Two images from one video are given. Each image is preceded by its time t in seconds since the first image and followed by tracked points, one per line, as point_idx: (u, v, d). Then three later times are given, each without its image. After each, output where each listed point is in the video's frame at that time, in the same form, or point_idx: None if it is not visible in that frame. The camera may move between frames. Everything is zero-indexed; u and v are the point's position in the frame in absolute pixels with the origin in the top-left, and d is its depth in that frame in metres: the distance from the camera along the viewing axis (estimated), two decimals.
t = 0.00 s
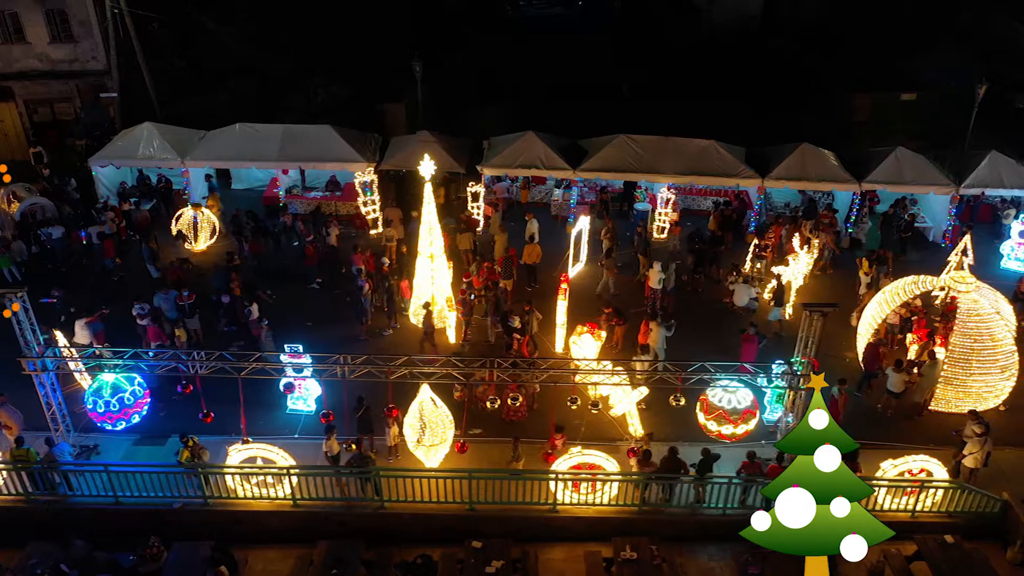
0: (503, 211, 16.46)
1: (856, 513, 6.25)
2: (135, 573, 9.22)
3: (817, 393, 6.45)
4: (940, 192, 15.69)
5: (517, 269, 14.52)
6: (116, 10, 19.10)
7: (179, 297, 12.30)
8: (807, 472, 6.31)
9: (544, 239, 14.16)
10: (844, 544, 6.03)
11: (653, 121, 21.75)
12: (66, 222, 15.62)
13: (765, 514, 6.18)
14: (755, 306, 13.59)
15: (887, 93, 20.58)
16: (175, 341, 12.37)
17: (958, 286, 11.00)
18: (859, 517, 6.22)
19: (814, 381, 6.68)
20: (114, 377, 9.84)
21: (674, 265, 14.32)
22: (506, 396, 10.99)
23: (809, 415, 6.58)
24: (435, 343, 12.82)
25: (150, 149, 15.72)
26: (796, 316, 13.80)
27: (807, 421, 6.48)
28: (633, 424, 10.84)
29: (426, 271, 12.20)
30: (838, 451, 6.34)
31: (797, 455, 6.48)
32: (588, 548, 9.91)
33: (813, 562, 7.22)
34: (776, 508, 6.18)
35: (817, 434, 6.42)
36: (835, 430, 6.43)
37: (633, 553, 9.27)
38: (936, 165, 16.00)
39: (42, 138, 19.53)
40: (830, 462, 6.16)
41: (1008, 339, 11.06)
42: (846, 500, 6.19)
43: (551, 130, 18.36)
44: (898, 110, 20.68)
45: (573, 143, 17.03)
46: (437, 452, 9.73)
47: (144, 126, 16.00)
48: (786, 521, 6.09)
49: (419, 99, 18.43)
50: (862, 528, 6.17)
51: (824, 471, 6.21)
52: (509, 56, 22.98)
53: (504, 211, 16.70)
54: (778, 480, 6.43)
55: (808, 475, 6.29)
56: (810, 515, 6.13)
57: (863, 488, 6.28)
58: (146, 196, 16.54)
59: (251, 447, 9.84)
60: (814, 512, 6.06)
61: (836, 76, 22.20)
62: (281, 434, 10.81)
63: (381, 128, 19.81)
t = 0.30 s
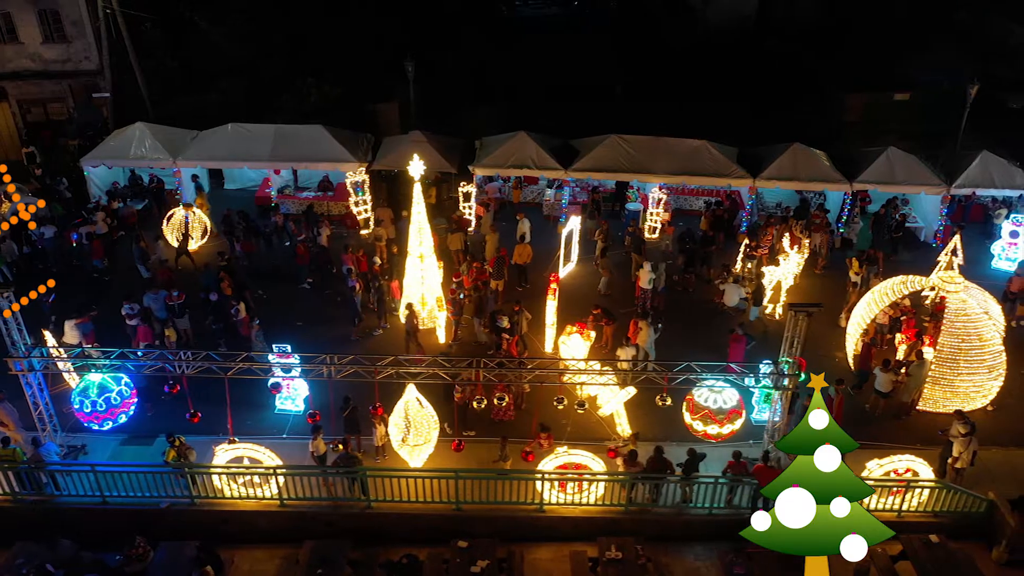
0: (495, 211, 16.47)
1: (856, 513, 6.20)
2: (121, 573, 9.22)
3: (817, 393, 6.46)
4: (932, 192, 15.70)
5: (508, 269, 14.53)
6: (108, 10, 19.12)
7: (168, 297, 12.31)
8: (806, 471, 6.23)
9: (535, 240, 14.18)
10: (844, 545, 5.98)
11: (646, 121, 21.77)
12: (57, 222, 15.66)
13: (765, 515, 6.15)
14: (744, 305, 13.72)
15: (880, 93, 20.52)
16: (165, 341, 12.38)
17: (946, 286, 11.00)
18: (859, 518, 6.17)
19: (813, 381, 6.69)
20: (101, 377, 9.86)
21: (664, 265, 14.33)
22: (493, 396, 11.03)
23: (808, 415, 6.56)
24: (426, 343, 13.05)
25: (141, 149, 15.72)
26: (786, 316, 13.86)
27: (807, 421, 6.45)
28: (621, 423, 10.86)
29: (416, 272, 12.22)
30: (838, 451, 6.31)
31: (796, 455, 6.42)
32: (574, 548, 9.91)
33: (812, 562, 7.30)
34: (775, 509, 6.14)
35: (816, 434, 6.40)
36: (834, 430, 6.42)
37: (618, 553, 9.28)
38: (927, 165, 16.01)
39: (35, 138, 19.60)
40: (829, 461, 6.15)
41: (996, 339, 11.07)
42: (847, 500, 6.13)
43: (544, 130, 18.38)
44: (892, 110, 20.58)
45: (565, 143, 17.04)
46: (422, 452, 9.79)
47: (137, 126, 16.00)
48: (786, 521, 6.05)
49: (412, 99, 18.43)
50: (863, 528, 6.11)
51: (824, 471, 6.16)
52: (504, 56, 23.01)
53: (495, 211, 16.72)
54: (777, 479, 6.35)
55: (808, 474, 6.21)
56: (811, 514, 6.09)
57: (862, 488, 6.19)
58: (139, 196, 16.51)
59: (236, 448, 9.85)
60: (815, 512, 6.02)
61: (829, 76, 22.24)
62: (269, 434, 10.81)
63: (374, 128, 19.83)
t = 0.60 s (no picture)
0: (485, 211, 16.48)
1: (857, 513, 6.40)
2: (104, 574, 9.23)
3: (818, 394, 6.63)
4: (921, 192, 15.71)
5: (497, 269, 14.54)
6: (100, 10, 19.17)
7: (156, 297, 12.32)
8: (806, 471, 6.40)
9: (523, 240, 14.20)
10: (844, 545, 6.22)
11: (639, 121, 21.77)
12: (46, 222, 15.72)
13: (766, 515, 6.36)
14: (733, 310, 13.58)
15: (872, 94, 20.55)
16: (152, 341, 12.40)
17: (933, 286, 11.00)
18: (859, 518, 6.37)
19: (814, 382, 6.85)
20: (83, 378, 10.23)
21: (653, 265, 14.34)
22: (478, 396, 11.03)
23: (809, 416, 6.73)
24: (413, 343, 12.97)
25: (132, 149, 15.72)
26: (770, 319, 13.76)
27: (807, 421, 6.60)
28: (607, 423, 10.85)
29: (403, 271, 12.20)
30: (838, 451, 6.48)
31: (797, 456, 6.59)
32: (558, 548, 9.93)
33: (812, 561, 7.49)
34: (775, 508, 6.36)
35: (817, 434, 6.55)
36: (835, 430, 6.56)
37: (601, 552, 9.29)
38: (917, 165, 16.02)
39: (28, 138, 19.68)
40: (829, 461, 6.33)
41: (982, 339, 11.08)
42: (846, 500, 6.33)
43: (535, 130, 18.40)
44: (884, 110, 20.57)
45: (555, 143, 17.05)
46: (405, 452, 9.82)
47: (127, 126, 15.99)
48: (785, 520, 6.27)
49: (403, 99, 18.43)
50: (862, 528, 6.33)
51: (823, 471, 6.35)
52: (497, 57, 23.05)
53: (486, 211, 16.73)
54: (777, 479, 6.51)
55: (807, 474, 6.39)
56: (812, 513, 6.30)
57: (862, 488, 6.39)
58: (129, 196, 16.53)
59: (221, 448, 9.81)
60: (814, 512, 6.24)
61: (822, 76, 22.25)
62: (255, 434, 10.81)
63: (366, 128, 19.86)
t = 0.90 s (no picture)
0: (477, 212, 16.48)
1: (857, 513, 6.29)
2: (92, 573, 9.24)
3: (818, 393, 6.54)
4: (913, 192, 15.72)
5: (488, 269, 14.54)
6: (93, 10, 19.17)
7: (147, 297, 12.30)
8: (805, 471, 6.30)
9: (515, 240, 14.22)
10: (844, 544, 6.12)
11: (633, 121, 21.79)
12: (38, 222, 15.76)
13: (764, 515, 6.28)
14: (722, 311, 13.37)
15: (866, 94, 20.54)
16: (143, 341, 12.39)
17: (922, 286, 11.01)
18: (859, 518, 6.25)
19: (814, 383, 6.77)
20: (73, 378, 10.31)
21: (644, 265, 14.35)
22: (466, 396, 11.03)
23: (808, 415, 6.63)
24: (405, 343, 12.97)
25: (124, 149, 15.71)
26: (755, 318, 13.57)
27: (807, 421, 6.51)
28: (596, 423, 10.87)
29: (394, 271, 12.20)
30: (838, 451, 6.38)
31: (796, 456, 6.47)
32: (545, 548, 9.93)
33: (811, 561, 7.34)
34: (775, 508, 6.27)
35: (816, 434, 6.46)
36: (835, 430, 6.49)
37: (587, 552, 9.29)
38: (909, 166, 16.04)
39: (21, 138, 19.71)
40: (830, 461, 6.21)
41: (970, 340, 11.09)
42: (846, 501, 6.22)
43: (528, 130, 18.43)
44: (880, 111, 20.39)
45: (548, 143, 17.06)
46: (393, 451, 9.84)
47: (120, 126, 15.99)
48: (786, 520, 6.16)
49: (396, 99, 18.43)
50: (864, 528, 6.21)
51: (824, 471, 6.23)
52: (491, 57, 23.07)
53: (478, 211, 16.73)
54: (776, 479, 6.41)
55: (807, 474, 6.28)
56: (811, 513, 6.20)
57: (862, 488, 6.27)
58: (122, 196, 16.56)
59: (208, 448, 9.85)
60: (815, 512, 6.14)
61: (816, 76, 22.25)
62: (244, 434, 10.83)
63: (360, 128, 19.88)
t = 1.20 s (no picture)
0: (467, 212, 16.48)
1: (857, 513, 6.42)
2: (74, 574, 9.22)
3: (817, 393, 6.59)
4: (902, 192, 15.73)
5: (477, 269, 14.54)
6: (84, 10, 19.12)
7: (135, 297, 12.34)
8: (805, 471, 6.42)
9: (504, 241, 14.24)
10: (844, 544, 6.24)
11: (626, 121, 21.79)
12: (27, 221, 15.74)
13: (763, 515, 6.37)
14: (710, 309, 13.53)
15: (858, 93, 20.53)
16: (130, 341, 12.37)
17: (907, 286, 11.03)
18: (859, 518, 6.39)
19: (813, 381, 6.84)
20: (57, 379, 10.31)
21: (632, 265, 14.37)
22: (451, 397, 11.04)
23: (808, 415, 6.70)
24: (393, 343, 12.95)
25: (114, 150, 15.73)
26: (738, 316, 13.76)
27: (807, 419, 6.59)
28: (581, 423, 10.90)
29: (381, 271, 12.21)
30: (838, 451, 6.48)
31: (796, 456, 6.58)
32: (528, 548, 9.94)
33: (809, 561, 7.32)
34: (775, 508, 6.39)
35: (816, 434, 6.54)
36: (835, 429, 6.57)
37: (569, 552, 9.30)
38: (899, 165, 16.06)
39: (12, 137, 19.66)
40: (829, 461, 6.34)
41: (955, 340, 11.11)
42: (846, 500, 6.37)
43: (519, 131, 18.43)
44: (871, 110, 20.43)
45: (538, 143, 17.07)
46: (377, 452, 9.85)
47: (110, 126, 16.00)
48: (785, 521, 6.29)
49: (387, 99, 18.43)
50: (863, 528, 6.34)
51: (824, 471, 6.36)
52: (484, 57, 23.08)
53: (468, 211, 16.74)
54: (775, 479, 6.53)
55: (807, 474, 6.42)
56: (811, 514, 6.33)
57: (861, 488, 6.41)
58: (112, 196, 16.55)
59: (191, 448, 9.88)
60: (814, 512, 6.28)
61: (809, 76, 22.23)
62: (229, 434, 10.83)
63: (351, 128, 19.89)
